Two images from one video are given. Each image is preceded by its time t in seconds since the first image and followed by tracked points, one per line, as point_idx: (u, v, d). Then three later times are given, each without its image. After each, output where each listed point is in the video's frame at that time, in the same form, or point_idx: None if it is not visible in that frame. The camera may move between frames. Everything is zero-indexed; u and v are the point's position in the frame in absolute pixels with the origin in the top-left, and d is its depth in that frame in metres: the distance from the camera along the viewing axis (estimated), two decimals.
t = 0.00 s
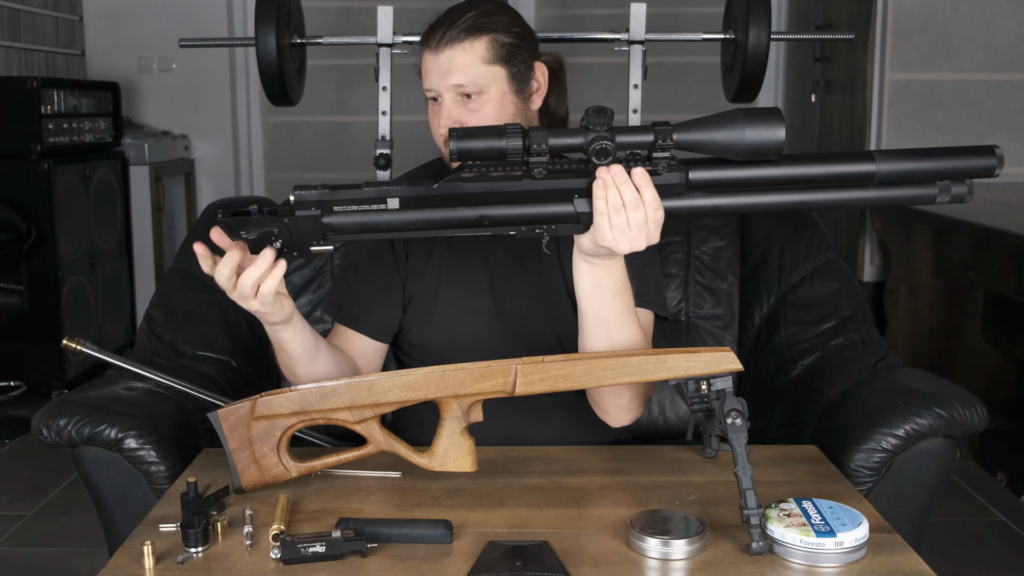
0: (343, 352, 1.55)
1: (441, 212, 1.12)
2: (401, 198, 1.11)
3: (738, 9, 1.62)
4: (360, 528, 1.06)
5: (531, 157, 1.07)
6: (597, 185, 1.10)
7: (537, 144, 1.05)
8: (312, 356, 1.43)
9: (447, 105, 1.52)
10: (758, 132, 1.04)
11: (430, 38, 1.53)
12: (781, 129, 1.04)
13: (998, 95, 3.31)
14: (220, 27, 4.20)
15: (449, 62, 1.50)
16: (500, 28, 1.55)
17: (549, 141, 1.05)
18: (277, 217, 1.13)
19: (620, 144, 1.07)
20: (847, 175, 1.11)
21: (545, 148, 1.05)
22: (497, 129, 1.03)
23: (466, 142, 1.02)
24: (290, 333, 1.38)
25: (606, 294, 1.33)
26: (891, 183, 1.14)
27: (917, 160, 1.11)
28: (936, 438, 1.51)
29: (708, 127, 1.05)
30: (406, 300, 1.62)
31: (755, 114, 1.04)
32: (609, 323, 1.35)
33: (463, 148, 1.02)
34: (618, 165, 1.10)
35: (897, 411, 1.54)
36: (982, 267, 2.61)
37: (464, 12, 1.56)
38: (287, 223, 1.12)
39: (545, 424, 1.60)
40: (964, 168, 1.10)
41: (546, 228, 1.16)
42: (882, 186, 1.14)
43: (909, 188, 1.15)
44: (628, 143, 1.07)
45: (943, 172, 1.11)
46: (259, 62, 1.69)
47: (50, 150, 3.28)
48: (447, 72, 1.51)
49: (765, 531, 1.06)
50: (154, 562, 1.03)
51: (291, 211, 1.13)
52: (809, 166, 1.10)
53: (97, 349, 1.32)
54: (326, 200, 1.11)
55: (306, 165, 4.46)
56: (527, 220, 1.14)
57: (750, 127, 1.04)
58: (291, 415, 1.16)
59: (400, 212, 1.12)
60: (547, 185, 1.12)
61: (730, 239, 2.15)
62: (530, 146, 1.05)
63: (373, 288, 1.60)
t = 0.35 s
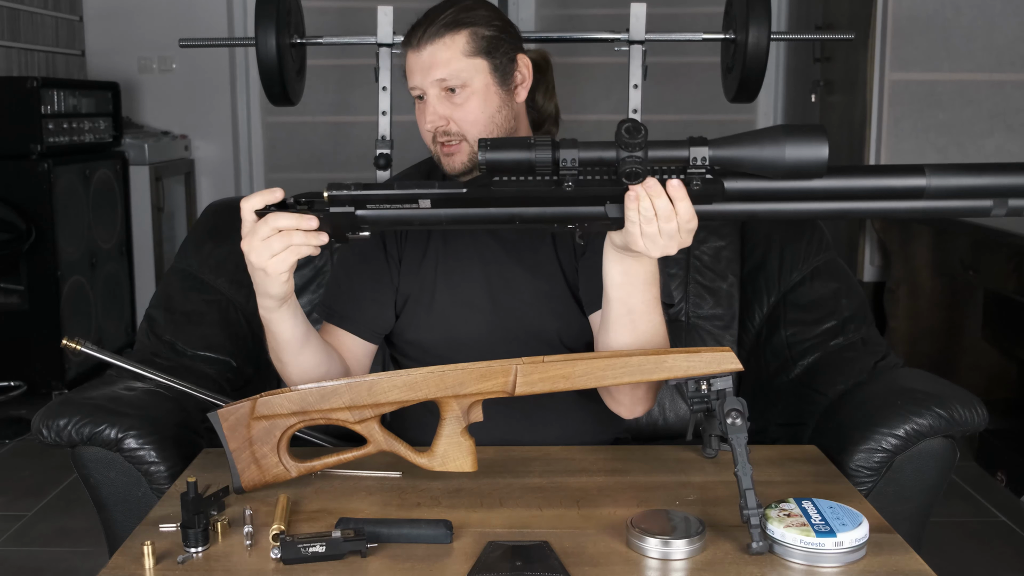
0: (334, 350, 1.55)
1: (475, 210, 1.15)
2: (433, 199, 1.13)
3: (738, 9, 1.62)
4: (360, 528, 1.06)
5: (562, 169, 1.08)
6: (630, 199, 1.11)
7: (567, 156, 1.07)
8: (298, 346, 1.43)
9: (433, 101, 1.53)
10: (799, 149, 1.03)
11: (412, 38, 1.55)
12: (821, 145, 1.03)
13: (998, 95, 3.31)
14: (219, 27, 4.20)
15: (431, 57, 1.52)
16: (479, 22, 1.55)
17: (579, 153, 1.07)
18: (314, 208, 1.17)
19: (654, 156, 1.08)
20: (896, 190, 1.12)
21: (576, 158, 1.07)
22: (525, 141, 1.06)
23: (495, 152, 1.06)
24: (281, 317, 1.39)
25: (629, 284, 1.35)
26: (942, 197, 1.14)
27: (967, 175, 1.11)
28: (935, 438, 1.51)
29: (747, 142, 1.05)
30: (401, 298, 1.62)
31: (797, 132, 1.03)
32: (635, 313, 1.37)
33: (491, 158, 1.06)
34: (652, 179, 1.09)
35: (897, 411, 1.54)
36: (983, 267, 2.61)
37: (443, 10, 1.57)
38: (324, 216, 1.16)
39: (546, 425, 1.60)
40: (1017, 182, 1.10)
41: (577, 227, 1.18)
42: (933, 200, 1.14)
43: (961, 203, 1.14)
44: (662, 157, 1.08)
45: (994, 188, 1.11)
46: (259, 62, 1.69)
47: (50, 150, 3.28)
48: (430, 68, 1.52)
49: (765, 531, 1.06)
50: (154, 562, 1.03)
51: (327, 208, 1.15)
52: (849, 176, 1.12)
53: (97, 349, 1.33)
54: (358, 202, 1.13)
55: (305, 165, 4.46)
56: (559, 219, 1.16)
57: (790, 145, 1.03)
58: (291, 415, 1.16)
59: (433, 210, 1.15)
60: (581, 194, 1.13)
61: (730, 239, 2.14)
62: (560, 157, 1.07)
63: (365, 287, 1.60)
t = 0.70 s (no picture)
0: (334, 347, 1.55)
1: (476, 217, 1.16)
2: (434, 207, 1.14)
3: (738, 9, 1.62)
4: (360, 528, 1.06)
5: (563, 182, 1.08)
6: (631, 213, 1.11)
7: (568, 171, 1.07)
8: (297, 342, 1.43)
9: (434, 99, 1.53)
10: (804, 168, 1.03)
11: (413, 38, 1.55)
12: (827, 165, 1.03)
13: (998, 95, 3.31)
14: (219, 27, 4.20)
15: (431, 54, 1.52)
16: (479, 19, 1.56)
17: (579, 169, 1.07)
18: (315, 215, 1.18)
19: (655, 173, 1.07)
20: (902, 209, 1.12)
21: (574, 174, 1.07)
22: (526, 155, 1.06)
23: (494, 166, 1.06)
24: (280, 313, 1.40)
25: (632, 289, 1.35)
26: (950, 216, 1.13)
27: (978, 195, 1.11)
28: (935, 438, 1.51)
29: (753, 161, 1.05)
30: (400, 296, 1.62)
31: (802, 150, 1.03)
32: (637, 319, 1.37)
33: (491, 171, 1.06)
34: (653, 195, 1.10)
35: (897, 411, 1.54)
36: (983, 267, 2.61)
37: (443, 9, 1.58)
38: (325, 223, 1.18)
39: (546, 425, 1.60)
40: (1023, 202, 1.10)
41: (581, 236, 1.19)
42: (942, 218, 1.13)
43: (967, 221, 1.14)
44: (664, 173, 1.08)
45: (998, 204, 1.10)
46: (259, 62, 1.69)
47: (50, 150, 3.28)
48: (430, 66, 1.52)
49: (765, 531, 1.06)
50: (154, 562, 1.03)
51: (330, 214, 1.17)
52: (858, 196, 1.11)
53: (97, 349, 1.33)
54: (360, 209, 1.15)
55: (305, 165, 4.46)
56: (561, 228, 1.17)
57: (794, 164, 1.03)
58: (291, 415, 1.16)
59: (435, 217, 1.16)
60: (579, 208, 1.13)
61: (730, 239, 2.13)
62: (561, 174, 1.07)
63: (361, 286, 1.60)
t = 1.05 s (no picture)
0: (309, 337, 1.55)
1: (473, 202, 1.11)
2: (435, 183, 1.11)
3: (738, 8, 1.62)
4: (361, 528, 1.06)
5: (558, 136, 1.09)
6: (630, 162, 1.09)
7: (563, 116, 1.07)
8: (270, 341, 1.42)
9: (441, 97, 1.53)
10: (778, 103, 1.04)
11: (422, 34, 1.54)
12: (798, 99, 1.04)
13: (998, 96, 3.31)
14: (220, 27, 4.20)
15: (440, 52, 1.52)
16: (488, 18, 1.56)
17: (574, 118, 1.08)
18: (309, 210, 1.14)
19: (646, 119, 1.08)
20: (876, 149, 1.09)
21: (571, 124, 1.08)
22: (524, 111, 1.07)
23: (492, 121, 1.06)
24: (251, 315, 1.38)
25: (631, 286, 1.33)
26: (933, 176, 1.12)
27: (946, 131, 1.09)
28: (936, 438, 1.51)
29: (729, 99, 1.05)
30: (399, 293, 1.62)
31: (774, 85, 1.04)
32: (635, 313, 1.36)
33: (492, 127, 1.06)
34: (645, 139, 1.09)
35: (897, 411, 1.54)
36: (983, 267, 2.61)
37: (452, 7, 1.57)
38: (319, 214, 1.13)
39: (546, 426, 1.59)
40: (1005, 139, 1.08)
41: (580, 217, 1.14)
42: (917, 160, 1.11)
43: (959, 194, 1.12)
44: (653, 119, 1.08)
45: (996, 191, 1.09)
46: (259, 62, 1.69)
47: (50, 149, 3.28)
48: (437, 64, 1.52)
49: (765, 531, 1.06)
50: (154, 562, 1.03)
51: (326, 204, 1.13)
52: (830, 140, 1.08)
53: (97, 349, 1.33)
54: (357, 192, 1.12)
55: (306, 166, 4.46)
56: (562, 208, 1.12)
57: (769, 99, 1.04)
58: (291, 415, 1.16)
59: (435, 198, 1.12)
60: (577, 162, 1.12)
61: (730, 239, 2.15)
62: (557, 123, 1.08)
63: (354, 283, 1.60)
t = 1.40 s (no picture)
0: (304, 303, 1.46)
1: (523, 132, 1.12)
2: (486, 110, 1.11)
3: (738, 9, 1.62)
4: (360, 529, 1.06)
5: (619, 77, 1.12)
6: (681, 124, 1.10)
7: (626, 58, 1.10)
8: (274, 272, 1.34)
9: (447, 83, 1.55)
10: (848, 70, 1.05)
11: (426, 22, 1.56)
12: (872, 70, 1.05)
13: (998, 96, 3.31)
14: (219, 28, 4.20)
15: (447, 38, 1.55)
16: (490, 11, 1.61)
17: (638, 60, 1.10)
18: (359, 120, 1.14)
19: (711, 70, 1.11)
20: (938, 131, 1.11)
21: (632, 65, 1.10)
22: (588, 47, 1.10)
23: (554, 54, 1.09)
24: (264, 236, 1.31)
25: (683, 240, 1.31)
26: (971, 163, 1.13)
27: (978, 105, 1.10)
28: (936, 438, 1.51)
29: (800, 60, 1.08)
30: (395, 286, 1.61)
31: (848, 54, 1.06)
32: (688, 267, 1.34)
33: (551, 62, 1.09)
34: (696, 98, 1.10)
35: (897, 411, 1.54)
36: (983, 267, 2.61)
37: None
38: (369, 126, 1.14)
39: (547, 427, 1.60)
40: None
41: (628, 161, 1.15)
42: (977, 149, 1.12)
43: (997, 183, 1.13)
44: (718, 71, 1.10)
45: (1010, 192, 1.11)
46: (259, 62, 1.69)
47: (50, 149, 3.28)
48: (445, 51, 1.54)
49: (765, 531, 1.06)
50: (154, 562, 1.03)
51: (375, 116, 1.14)
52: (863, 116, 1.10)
53: (97, 349, 1.33)
54: (409, 108, 1.12)
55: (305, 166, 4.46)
56: (610, 149, 1.13)
57: (841, 65, 1.05)
58: (291, 415, 1.16)
59: (485, 126, 1.12)
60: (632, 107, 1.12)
61: (730, 239, 2.15)
62: (619, 63, 1.10)
63: (347, 265, 1.56)
